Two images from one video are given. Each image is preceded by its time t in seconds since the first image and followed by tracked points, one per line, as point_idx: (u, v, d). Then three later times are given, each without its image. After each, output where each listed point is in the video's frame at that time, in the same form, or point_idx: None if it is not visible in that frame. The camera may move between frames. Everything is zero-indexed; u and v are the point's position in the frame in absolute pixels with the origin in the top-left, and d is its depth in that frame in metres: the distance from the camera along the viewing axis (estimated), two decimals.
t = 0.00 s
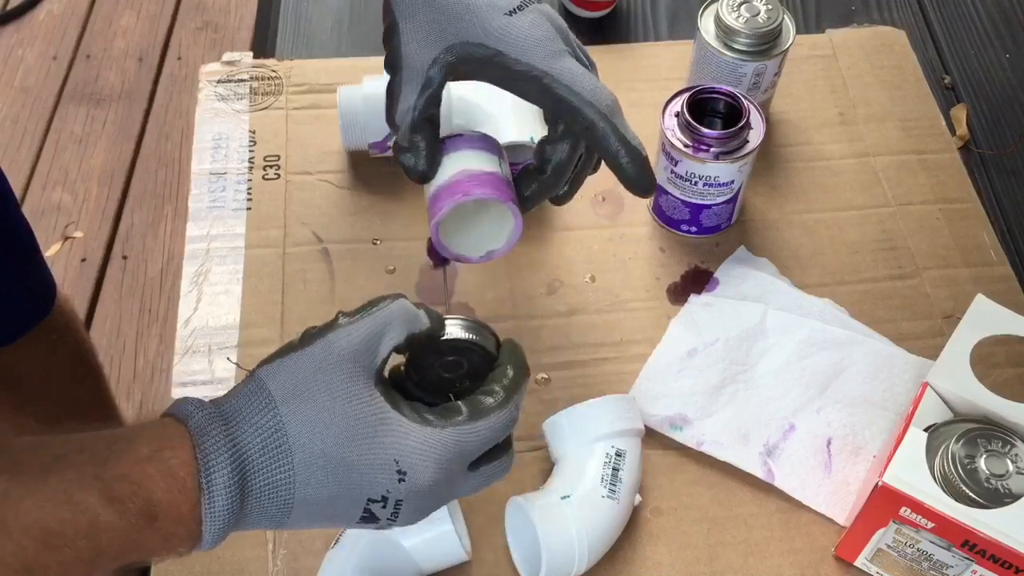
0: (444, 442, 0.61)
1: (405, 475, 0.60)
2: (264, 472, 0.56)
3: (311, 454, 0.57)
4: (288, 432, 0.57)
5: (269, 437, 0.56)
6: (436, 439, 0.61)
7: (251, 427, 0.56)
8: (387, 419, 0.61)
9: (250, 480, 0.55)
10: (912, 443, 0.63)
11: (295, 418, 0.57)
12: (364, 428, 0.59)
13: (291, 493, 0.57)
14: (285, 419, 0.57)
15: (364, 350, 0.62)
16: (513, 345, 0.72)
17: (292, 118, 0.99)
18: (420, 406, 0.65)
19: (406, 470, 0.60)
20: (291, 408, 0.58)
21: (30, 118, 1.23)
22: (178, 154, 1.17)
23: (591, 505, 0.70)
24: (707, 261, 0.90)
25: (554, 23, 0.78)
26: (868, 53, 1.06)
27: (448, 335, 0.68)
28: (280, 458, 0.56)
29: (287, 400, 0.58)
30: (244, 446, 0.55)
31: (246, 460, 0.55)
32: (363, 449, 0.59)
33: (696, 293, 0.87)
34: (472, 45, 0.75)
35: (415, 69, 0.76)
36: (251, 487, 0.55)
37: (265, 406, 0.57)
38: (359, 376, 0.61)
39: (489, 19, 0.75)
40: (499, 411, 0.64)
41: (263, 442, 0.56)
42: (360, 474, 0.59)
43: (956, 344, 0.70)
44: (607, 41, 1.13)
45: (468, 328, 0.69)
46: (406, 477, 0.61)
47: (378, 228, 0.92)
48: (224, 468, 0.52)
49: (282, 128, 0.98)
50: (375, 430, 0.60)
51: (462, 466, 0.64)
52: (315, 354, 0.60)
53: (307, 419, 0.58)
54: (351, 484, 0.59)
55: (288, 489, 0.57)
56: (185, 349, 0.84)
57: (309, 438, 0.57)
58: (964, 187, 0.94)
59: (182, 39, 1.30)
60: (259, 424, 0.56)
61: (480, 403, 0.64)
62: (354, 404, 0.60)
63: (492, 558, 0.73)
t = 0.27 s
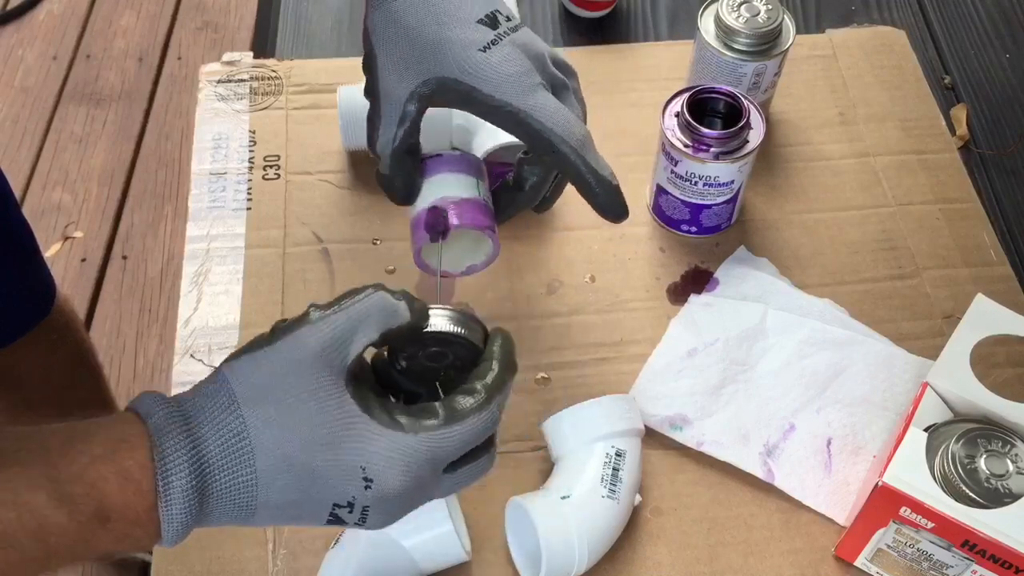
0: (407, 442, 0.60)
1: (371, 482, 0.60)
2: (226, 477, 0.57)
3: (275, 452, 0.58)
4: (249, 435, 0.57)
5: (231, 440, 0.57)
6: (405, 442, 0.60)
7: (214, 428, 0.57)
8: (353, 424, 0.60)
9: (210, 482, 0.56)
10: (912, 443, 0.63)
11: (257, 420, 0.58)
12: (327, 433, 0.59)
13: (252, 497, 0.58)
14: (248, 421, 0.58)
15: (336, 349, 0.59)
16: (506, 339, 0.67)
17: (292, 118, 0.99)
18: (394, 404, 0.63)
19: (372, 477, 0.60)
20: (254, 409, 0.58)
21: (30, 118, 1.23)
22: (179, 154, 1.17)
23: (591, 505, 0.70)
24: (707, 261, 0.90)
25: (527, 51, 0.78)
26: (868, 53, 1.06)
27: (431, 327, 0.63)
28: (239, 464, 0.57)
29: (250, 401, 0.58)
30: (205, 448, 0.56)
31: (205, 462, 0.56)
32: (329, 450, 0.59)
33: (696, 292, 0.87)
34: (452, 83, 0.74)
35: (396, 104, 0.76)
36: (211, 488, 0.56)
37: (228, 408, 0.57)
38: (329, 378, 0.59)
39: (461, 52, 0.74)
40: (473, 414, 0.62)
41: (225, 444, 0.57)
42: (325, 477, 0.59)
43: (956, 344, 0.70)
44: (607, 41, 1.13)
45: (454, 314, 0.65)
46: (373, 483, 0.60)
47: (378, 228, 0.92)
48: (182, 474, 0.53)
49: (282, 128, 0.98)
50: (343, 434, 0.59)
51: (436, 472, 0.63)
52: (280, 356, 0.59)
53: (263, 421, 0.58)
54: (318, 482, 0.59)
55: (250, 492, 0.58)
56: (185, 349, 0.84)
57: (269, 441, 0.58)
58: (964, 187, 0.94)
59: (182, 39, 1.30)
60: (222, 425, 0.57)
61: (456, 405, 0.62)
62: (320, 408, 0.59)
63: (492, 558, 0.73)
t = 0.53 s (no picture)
0: (224, 532, 0.59)
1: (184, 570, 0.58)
2: (32, 541, 0.53)
3: (95, 529, 0.55)
4: (81, 500, 0.54)
5: (48, 507, 0.54)
6: (227, 536, 0.59)
7: (28, 492, 0.53)
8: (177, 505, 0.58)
9: (15, 551, 0.52)
10: (912, 443, 0.63)
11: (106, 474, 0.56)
12: (159, 511, 0.57)
13: (60, 561, 0.54)
14: (68, 488, 0.55)
15: (173, 436, 0.58)
16: (354, 441, 0.65)
17: (292, 118, 0.99)
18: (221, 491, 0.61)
19: (186, 566, 0.58)
20: (76, 481, 0.55)
21: (30, 118, 1.23)
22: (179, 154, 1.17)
23: (591, 506, 0.70)
24: (707, 261, 0.90)
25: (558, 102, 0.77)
26: (868, 53, 1.06)
27: (281, 422, 0.60)
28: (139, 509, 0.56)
29: (78, 471, 0.55)
30: (18, 512, 0.52)
31: (12, 528, 0.52)
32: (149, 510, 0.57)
33: (696, 292, 0.87)
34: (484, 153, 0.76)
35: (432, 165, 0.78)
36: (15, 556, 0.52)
37: (90, 471, 0.55)
38: (153, 452, 0.57)
39: (486, 127, 0.75)
40: (305, 518, 0.62)
41: (43, 510, 0.53)
42: (133, 565, 0.57)
43: (956, 345, 0.70)
44: (607, 41, 1.13)
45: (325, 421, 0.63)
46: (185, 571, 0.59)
47: (377, 228, 0.92)
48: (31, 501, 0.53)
49: (282, 128, 0.98)
50: (167, 518, 0.57)
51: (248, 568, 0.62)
52: (134, 428, 0.57)
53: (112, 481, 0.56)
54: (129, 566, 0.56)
55: (61, 555, 0.54)
56: (185, 349, 0.84)
57: (90, 514, 0.54)
58: (964, 187, 0.94)
59: (182, 39, 1.30)
60: (38, 492, 0.53)
61: (290, 505, 0.62)
62: (132, 476, 0.56)
63: (492, 558, 0.73)
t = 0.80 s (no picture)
0: (207, 532, 0.58)
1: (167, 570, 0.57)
2: (11, 540, 0.53)
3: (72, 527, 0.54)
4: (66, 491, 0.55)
5: (26, 506, 0.54)
6: (209, 536, 0.58)
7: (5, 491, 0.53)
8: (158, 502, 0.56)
9: None
10: (912, 443, 0.63)
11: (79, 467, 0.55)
12: (140, 511, 0.56)
13: (42, 561, 0.54)
14: (46, 486, 0.54)
15: (152, 433, 0.56)
16: (348, 433, 0.64)
17: (292, 118, 1.00)
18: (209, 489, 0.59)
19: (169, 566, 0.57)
20: (52, 479, 0.54)
21: (31, 119, 1.23)
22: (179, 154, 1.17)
23: (591, 506, 0.70)
24: (707, 261, 0.90)
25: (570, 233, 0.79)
26: (868, 53, 1.06)
27: (271, 416, 0.59)
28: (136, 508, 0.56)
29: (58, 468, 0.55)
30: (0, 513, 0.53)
31: None
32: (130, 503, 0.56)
33: (696, 292, 0.87)
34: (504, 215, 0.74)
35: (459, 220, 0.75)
36: None
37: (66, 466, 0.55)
38: (130, 450, 0.56)
39: (498, 246, 0.75)
40: (295, 517, 0.60)
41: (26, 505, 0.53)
42: (115, 564, 0.56)
43: (956, 345, 0.70)
44: (607, 41, 1.13)
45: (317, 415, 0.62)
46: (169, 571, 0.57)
47: (378, 229, 0.92)
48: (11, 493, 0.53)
49: (282, 128, 0.99)
50: (147, 517, 0.56)
51: (236, 568, 0.61)
52: (114, 427, 0.56)
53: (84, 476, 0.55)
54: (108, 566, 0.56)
55: (40, 555, 0.54)
56: (186, 349, 0.84)
57: (66, 513, 0.54)
58: (964, 187, 0.94)
59: (182, 38, 1.30)
60: (15, 491, 0.53)
61: (278, 503, 0.60)
62: (107, 472, 0.56)
63: (492, 558, 0.73)
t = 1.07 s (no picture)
0: None
1: None
2: None
3: None
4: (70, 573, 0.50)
5: None
6: None
7: None
8: None
9: None
10: (911, 443, 0.63)
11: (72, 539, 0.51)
12: None
13: None
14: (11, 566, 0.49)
15: (136, 523, 0.53)
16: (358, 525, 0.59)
17: (292, 118, 1.00)
18: None
19: None
20: (19, 560, 0.49)
21: (31, 119, 1.23)
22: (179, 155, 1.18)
23: (591, 505, 0.70)
24: (707, 261, 0.90)
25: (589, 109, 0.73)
26: (868, 53, 1.06)
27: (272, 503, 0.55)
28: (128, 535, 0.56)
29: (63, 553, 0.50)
30: None
31: None
32: None
33: (696, 292, 0.87)
34: (489, 156, 0.70)
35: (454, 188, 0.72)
36: None
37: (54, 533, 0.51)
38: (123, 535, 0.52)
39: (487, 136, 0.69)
40: None
41: None
42: None
43: (956, 345, 0.70)
44: (607, 41, 1.13)
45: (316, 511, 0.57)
46: None
47: (378, 229, 0.92)
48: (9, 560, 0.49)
49: (282, 128, 0.99)
50: None
51: None
52: (98, 508, 0.52)
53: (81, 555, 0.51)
54: None
55: None
56: (186, 349, 0.84)
57: None
58: (964, 187, 0.94)
59: (182, 39, 1.30)
60: None
61: None
62: (84, 556, 0.51)
63: (492, 558, 0.73)
